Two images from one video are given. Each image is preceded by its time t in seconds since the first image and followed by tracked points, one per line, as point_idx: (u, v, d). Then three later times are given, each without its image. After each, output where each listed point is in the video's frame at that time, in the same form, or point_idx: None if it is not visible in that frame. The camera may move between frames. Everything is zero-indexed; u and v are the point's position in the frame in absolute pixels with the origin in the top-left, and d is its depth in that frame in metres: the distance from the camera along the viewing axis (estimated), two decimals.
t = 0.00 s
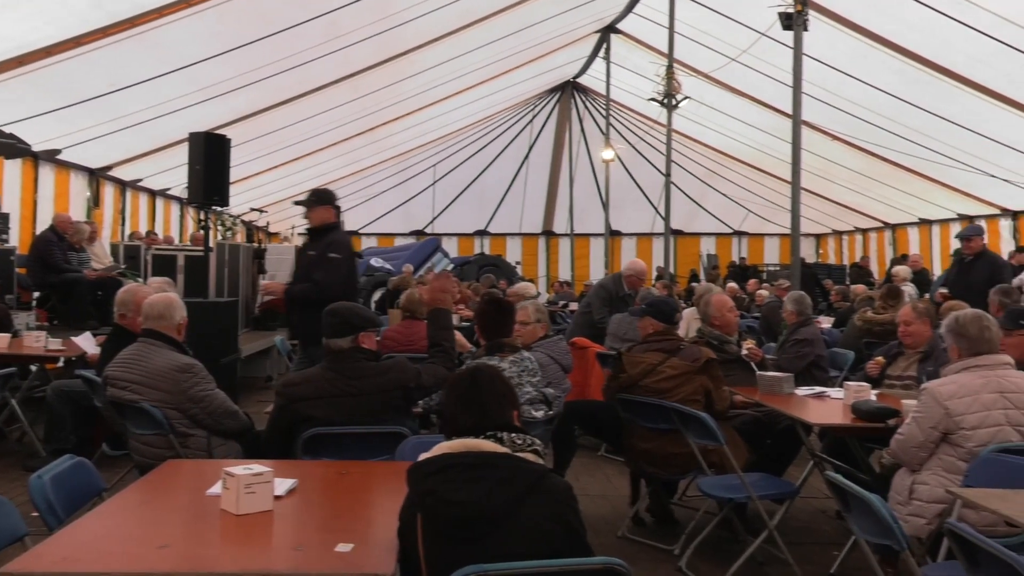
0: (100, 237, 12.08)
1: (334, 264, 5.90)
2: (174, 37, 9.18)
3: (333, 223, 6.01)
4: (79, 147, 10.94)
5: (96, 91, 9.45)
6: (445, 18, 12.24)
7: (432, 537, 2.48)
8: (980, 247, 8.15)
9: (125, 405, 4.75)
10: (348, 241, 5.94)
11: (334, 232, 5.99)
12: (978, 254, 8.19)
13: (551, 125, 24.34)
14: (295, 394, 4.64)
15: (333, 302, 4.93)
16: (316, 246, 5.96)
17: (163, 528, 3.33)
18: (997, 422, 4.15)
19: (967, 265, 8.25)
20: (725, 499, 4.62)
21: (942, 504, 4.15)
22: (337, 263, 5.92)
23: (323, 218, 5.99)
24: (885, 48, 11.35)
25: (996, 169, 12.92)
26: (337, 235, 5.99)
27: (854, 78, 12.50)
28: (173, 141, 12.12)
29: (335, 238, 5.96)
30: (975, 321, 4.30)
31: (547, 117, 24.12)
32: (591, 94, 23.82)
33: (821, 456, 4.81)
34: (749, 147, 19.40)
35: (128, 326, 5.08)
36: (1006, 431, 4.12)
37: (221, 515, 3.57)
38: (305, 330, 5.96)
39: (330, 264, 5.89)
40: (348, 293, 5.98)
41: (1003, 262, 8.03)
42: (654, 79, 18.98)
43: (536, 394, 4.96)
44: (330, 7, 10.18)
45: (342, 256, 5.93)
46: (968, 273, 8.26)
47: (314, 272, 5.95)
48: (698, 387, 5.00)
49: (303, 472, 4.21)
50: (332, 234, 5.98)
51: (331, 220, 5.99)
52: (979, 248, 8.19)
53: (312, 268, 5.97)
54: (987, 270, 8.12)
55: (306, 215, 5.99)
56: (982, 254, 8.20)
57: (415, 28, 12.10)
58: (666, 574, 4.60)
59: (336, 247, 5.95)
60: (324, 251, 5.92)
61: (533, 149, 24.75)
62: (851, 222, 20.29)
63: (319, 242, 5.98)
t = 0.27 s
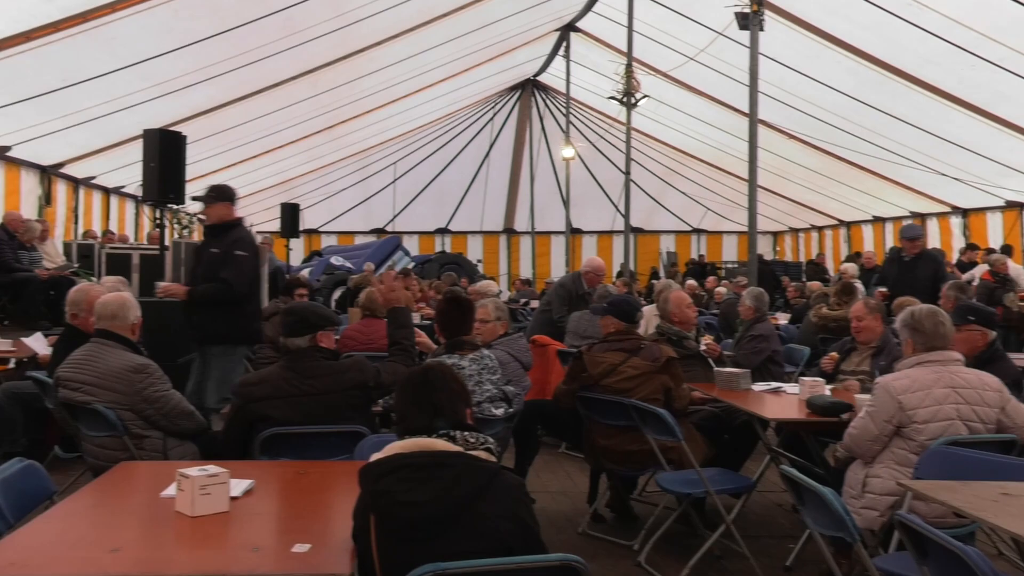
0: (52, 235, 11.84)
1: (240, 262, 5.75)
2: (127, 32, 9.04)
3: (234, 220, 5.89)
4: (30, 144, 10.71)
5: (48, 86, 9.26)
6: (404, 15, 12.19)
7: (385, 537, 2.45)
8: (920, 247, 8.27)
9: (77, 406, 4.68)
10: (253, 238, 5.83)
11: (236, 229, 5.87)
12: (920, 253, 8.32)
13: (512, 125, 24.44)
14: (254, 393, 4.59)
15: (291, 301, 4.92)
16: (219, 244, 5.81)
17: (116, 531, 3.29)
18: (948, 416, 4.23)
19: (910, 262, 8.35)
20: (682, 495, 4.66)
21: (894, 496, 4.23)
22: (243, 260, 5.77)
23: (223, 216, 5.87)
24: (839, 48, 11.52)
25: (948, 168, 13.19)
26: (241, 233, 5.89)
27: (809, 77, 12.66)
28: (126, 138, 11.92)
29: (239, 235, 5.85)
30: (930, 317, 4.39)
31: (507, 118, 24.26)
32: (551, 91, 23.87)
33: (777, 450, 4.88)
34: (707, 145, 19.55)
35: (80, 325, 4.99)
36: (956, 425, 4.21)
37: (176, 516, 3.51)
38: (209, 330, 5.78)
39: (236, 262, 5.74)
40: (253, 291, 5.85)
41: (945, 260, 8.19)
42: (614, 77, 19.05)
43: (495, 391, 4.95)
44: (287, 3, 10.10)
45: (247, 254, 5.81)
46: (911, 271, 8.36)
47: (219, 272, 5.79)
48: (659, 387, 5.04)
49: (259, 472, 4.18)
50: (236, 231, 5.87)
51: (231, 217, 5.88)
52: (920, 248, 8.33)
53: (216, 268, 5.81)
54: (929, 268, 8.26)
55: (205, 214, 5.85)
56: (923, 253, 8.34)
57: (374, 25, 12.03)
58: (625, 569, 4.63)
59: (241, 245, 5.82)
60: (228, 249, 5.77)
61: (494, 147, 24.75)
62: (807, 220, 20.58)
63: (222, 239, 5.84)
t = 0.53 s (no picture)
0: None
1: (144, 258, 5.99)
2: (76, 27, 8.88)
3: (133, 216, 6.10)
4: None
5: None
6: (360, 12, 12.14)
7: (341, 536, 2.44)
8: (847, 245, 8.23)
9: (26, 410, 4.61)
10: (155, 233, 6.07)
11: (136, 225, 6.09)
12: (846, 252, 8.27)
13: (469, 123, 24.49)
14: (207, 393, 4.52)
15: (242, 300, 4.82)
16: (121, 241, 6.02)
17: (62, 535, 3.19)
18: (900, 408, 4.31)
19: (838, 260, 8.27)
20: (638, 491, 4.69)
21: (846, 488, 4.29)
22: (148, 257, 6.00)
23: (123, 211, 6.06)
24: (792, 47, 11.66)
25: (899, 166, 13.44)
26: (141, 230, 6.10)
27: (763, 76, 12.80)
28: (76, 135, 11.68)
29: (139, 231, 6.07)
30: (897, 316, 4.45)
31: (464, 117, 24.30)
32: (508, 89, 24.03)
33: (732, 444, 4.93)
34: (663, 143, 19.64)
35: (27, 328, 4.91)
36: (908, 416, 4.29)
37: (124, 520, 3.40)
38: (110, 328, 5.96)
39: (140, 259, 5.97)
40: (157, 286, 6.08)
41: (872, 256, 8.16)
42: (571, 75, 19.08)
43: (452, 390, 4.93)
44: None
45: (152, 250, 6.03)
46: (842, 269, 8.26)
47: (123, 269, 6.00)
48: (614, 381, 5.06)
49: (213, 474, 4.11)
50: (138, 227, 6.09)
51: (131, 213, 6.08)
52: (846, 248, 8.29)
53: (119, 264, 6.00)
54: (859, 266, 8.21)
55: (103, 209, 6.02)
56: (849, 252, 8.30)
57: (329, 21, 11.96)
58: (584, 565, 4.65)
59: (146, 242, 6.04)
60: (132, 246, 5.99)
61: (451, 145, 24.75)
62: (761, 218, 20.82)
63: (123, 236, 6.04)
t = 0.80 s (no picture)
0: None
1: (51, 265, 6.13)
2: (30, 22, 8.71)
3: (37, 220, 6.17)
4: None
5: None
6: (321, 9, 12.07)
7: (306, 534, 2.42)
8: (785, 238, 8.06)
9: None
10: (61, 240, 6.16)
11: (43, 231, 6.17)
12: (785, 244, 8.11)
13: (432, 122, 24.46)
14: (166, 395, 4.44)
15: (203, 300, 4.77)
16: (26, 247, 6.12)
17: (11, 540, 3.07)
18: (850, 399, 4.41)
19: (776, 254, 8.13)
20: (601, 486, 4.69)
21: (803, 482, 4.34)
22: (54, 265, 6.14)
23: (25, 216, 6.13)
24: (750, 46, 11.76)
25: (857, 164, 13.65)
26: (48, 234, 6.19)
27: (723, 75, 12.91)
28: (30, 133, 11.46)
29: (46, 237, 6.16)
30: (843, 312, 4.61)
31: (428, 114, 24.31)
32: (471, 87, 24.11)
33: (693, 440, 4.98)
34: (625, 142, 19.69)
35: None
36: (859, 407, 4.39)
37: (79, 524, 3.32)
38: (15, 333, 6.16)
39: (46, 266, 6.10)
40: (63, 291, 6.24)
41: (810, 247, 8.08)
42: (533, 74, 19.10)
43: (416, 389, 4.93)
44: None
45: (59, 257, 6.16)
46: (781, 262, 8.12)
47: (28, 275, 6.12)
48: (578, 378, 5.09)
49: (172, 476, 4.04)
50: (44, 233, 6.17)
51: (34, 219, 6.16)
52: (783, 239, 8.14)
53: (24, 269, 6.12)
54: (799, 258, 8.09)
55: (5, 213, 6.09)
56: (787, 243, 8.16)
57: (288, 19, 11.86)
58: (548, 563, 4.65)
59: (52, 248, 6.15)
60: (39, 253, 6.11)
61: (414, 143, 24.70)
62: (722, 215, 21.01)
63: (29, 242, 6.14)
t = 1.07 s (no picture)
0: None
1: None
2: None
3: None
4: None
5: None
6: (277, 6, 11.95)
7: (264, 538, 2.37)
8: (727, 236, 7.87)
9: None
10: None
11: None
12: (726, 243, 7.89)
13: (390, 119, 24.28)
14: (119, 395, 4.35)
15: (160, 300, 4.70)
16: None
17: None
18: (793, 388, 4.53)
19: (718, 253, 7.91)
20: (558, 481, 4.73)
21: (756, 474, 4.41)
22: None
23: None
24: (706, 45, 11.85)
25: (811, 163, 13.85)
26: None
27: (679, 74, 13.00)
28: None
29: None
30: (779, 306, 4.75)
31: (386, 112, 24.11)
32: (429, 84, 23.89)
33: (651, 436, 5.02)
34: (584, 140, 19.75)
35: None
36: (800, 395, 4.51)
37: (26, 530, 3.16)
38: None
39: None
40: None
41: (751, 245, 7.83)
42: (491, 72, 19.10)
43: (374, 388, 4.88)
44: None
45: None
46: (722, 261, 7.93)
47: None
48: (536, 375, 5.11)
49: (124, 479, 3.91)
50: None
51: None
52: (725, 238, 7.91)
53: None
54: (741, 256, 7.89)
55: None
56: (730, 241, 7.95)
57: (243, 15, 11.75)
58: (506, 561, 4.65)
59: None
60: None
61: (373, 140, 24.51)
62: (679, 213, 21.18)
63: None
